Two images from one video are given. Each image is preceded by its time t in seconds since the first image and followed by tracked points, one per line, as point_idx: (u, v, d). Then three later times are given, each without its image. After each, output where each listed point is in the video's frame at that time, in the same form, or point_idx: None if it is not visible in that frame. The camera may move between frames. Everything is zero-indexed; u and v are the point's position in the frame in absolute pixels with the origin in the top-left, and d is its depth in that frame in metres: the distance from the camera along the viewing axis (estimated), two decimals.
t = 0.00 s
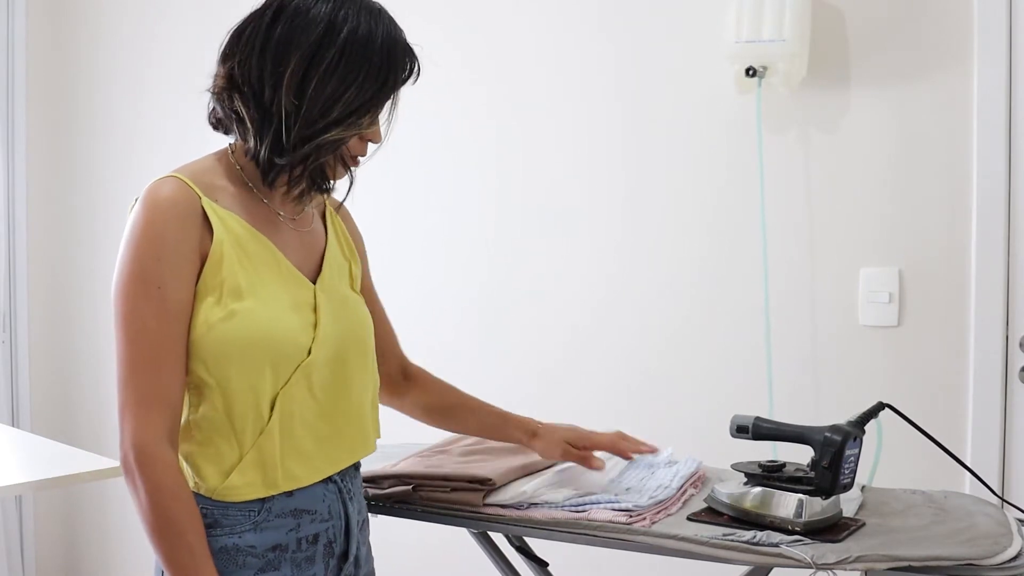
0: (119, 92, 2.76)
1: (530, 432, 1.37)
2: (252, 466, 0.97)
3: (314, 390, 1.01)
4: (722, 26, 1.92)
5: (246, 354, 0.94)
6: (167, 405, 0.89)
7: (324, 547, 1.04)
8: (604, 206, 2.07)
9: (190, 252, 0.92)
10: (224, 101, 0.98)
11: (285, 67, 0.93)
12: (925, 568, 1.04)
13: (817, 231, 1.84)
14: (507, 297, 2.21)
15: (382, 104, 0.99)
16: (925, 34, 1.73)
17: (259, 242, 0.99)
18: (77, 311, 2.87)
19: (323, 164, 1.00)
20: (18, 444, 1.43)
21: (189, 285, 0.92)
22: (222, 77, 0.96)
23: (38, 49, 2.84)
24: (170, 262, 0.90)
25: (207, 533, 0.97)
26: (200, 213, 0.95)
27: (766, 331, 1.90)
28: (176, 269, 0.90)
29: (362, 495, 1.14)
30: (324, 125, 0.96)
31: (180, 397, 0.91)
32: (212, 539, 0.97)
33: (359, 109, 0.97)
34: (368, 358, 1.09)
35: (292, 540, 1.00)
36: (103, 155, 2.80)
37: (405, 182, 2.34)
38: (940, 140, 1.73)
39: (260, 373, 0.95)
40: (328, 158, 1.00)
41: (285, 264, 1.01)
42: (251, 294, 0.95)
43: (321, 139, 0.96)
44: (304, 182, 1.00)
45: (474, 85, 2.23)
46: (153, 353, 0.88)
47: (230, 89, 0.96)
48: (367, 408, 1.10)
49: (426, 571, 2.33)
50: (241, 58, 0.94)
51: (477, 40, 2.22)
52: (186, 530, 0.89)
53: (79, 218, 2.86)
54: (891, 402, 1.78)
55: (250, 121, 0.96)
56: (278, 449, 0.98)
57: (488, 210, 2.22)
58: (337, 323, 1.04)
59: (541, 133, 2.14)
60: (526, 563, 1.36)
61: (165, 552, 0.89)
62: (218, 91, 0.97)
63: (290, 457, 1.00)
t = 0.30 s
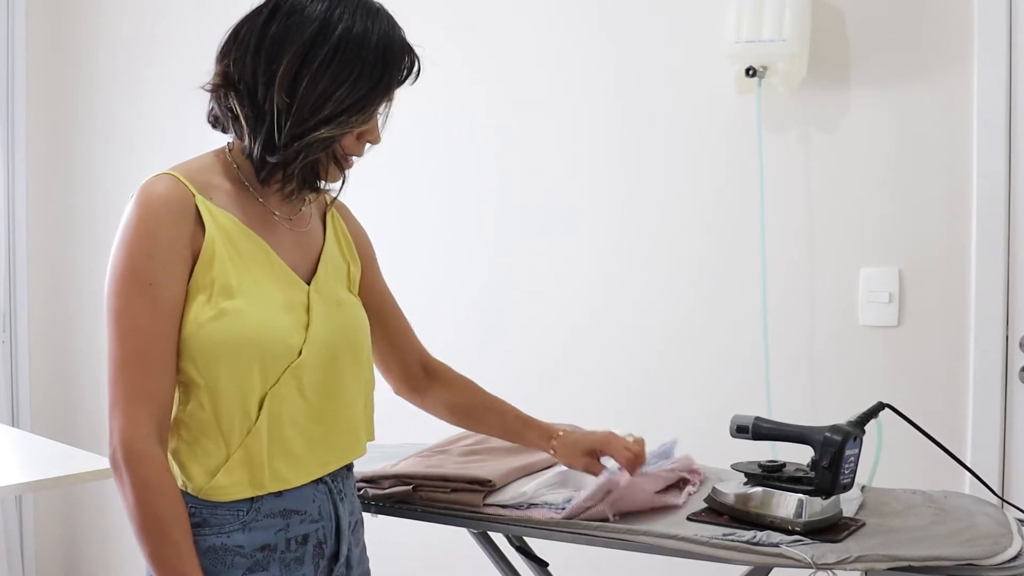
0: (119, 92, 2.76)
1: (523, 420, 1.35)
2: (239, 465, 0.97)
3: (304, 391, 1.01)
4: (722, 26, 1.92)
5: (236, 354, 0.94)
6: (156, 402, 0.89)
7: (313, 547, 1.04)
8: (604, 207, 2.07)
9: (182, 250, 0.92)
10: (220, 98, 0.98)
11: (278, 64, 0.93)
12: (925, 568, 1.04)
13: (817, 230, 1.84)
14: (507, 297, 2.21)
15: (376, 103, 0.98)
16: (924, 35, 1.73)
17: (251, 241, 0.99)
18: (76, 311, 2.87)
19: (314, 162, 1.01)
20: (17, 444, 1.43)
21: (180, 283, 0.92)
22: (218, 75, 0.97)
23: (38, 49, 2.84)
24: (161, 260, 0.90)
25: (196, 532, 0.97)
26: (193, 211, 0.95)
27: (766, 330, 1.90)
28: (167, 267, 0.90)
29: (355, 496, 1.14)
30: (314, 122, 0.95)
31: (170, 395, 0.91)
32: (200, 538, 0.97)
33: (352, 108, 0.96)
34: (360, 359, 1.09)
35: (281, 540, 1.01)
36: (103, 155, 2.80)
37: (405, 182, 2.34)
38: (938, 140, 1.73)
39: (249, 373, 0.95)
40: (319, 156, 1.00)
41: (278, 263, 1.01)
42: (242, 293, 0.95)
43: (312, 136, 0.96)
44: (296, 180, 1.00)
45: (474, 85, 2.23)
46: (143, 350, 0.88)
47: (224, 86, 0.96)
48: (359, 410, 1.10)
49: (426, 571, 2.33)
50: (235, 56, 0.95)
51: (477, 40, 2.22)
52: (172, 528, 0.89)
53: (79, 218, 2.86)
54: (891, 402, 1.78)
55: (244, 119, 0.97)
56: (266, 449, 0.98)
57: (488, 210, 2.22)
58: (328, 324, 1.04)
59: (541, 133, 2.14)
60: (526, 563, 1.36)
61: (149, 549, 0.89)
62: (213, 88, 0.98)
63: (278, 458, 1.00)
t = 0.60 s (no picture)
0: (119, 92, 2.76)
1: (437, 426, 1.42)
2: (237, 469, 0.97)
3: (303, 395, 1.01)
4: (723, 26, 1.92)
5: (235, 359, 0.94)
6: (154, 405, 0.89)
7: (309, 553, 1.03)
8: (603, 207, 2.07)
9: (181, 253, 0.92)
10: (218, 101, 0.98)
11: (275, 69, 0.93)
12: (925, 567, 1.04)
13: (817, 230, 1.84)
14: (507, 297, 2.21)
15: (374, 108, 0.98)
16: (925, 36, 1.73)
17: (251, 245, 0.99)
18: (76, 312, 2.87)
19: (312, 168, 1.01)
20: (17, 445, 1.43)
21: (180, 287, 0.91)
22: (216, 78, 0.97)
23: (38, 49, 2.84)
24: (161, 263, 0.90)
25: (190, 537, 0.97)
26: (193, 214, 0.94)
27: (766, 330, 1.90)
28: (167, 271, 0.90)
29: (353, 500, 1.14)
30: (311, 129, 0.95)
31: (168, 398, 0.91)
32: (195, 543, 0.97)
33: (349, 114, 0.96)
34: (360, 362, 1.09)
35: (275, 546, 1.00)
36: (103, 155, 2.80)
37: (405, 182, 2.34)
38: (939, 143, 1.73)
39: (249, 378, 0.95)
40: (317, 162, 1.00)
41: (278, 267, 1.01)
42: (242, 298, 0.95)
43: (309, 144, 0.96)
44: (294, 187, 1.01)
45: (474, 85, 2.23)
46: (141, 354, 0.88)
47: (222, 90, 0.97)
48: (357, 413, 1.10)
49: (427, 571, 2.33)
50: (234, 59, 0.95)
51: (477, 40, 2.22)
52: (169, 533, 0.90)
53: (79, 217, 2.86)
54: (891, 401, 1.78)
55: (242, 123, 0.97)
56: (265, 454, 0.99)
57: (488, 209, 2.22)
58: (328, 328, 1.04)
59: (541, 133, 2.14)
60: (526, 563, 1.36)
61: (146, 552, 0.89)
62: (212, 92, 0.98)
63: (276, 462, 1.00)
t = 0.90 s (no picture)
0: (119, 92, 2.76)
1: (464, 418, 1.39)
2: (235, 471, 0.97)
3: (301, 396, 1.02)
4: (723, 26, 1.92)
5: (233, 360, 0.94)
6: (153, 405, 0.89)
7: (306, 553, 1.03)
8: (603, 206, 2.07)
9: (181, 253, 0.92)
10: (221, 100, 0.98)
11: (280, 69, 0.93)
12: (925, 568, 1.04)
13: (818, 230, 1.84)
14: (507, 297, 2.21)
15: (378, 110, 0.98)
16: (925, 36, 1.73)
17: (249, 245, 0.99)
18: (76, 312, 2.87)
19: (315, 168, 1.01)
20: (18, 445, 1.44)
21: (180, 287, 0.91)
22: (219, 76, 0.97)
23: (38, 50, 2.84)
24: (160, 263, 0.90)
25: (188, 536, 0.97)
26: (193, 213, 0.94)
27: (766, 330, 1.90)
28: (166, 271, 0.90)
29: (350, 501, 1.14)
30: (315, 130, 0.95)
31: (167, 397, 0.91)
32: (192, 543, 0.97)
33: (353, 115, 0.96)
34: (358, 364, 1.09)
35: (273, 545, 1.00)
36: (103, 155, 2.80)
37: (405, 182, 2.34)
38: (939, 143, 1.73)
39: (247, 380, 0.95)
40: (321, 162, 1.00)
41: (277, 268, 1.01)
42: (240, 299, 0.95)
43: (313, 143, 0.96)
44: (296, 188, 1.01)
45: (475, 85, 2.23)
46: (140, 354, 0.88)
47: (226, 88, 0.96)
48: (355, 415, 1.10)
49: (427, 571, 2.33)
50: (238, 58, 0.95)
51: (477, 41, 2.22)
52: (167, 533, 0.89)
53: (78, 217, 2.86)
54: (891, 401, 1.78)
55: (245, 122, 0.97)
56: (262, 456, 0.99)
57: (488, 209, 2.22)
58: (326, 330, 1.04)
59: (541, 133, 2.14)
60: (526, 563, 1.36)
61: (143, 550, 0.89)
62: (215, 90, 0.97)
63: (274, 463, 1.00)
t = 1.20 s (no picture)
0: (119, 92, 2.76)
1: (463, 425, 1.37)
2: (239, 470, 0.97)
3: (303, 396, 1.01)
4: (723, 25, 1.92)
5: (234, 361, 0.94)
6: (155, 406, 0.89)
7: (312, 548, 1.04)
8: (604, 206, 2.07)
9: (182, 253, 0.92)
10: (219, 99, 0.98)
11: (277, 68, 0.93)
12: (925, 568, 1.04)
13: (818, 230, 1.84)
14: (507, 297, 2.21)
15: (375, 107, 0.98)
16: (925, 36, 1.73)
17: (250, 245, 0.99)
18: (76, 311, 2.87)
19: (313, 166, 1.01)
20: (18, 444, 1.44)
21: (180, 288, 0.91)
22: (217, 76, 0.97)
23: (38, 50, 2.84)
24: (161, 263, 0.90)
25: (196, 532, 0.97)
26: (193, 214, 0.94)
27: (766, 329, 1.90)
28: (166, 271, 0.90)
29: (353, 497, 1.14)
30: (313, 128, 0.95)
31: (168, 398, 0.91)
32: (200, 538, 0.97)
33: (350, 112, 0.96)
34: (359, 363, 1.09)
35: (280, 540, 1.01)
36: (102, 155, 2.80)
37: (405, 182, 2.34)
38: (939, 142, 1.73)
39: (248, 380, 0.95)
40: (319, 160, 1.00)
41: (278, 268, 1.01)
42: (240, 300, 0.95)
43: (310, 141, 0.96)
44: (295, 186, 1.01)
45: (474, 85, 2.23)
46: (141, 354, 0.88)
47: (223, 88, 0.96)
48: (357, 414, 1.10)
49: (426, 571, 2.33)
50: (235, 57, 0.95)
51: (477, 41, 2.22)
52: (171, 531, 0.89)
53: (78, 217, 2.86)
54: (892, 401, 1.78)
55: (242, 122, 0.97)
56: (265, 456, 0.99)
57: (488, 209, 2.22)
58: (328, 329, 1.04)
59: (541, 133, 2.14)
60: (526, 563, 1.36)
61: (147, 550, 0.89)
62: (213, 90, 0.98)
63: (278, 463, 1.00)
